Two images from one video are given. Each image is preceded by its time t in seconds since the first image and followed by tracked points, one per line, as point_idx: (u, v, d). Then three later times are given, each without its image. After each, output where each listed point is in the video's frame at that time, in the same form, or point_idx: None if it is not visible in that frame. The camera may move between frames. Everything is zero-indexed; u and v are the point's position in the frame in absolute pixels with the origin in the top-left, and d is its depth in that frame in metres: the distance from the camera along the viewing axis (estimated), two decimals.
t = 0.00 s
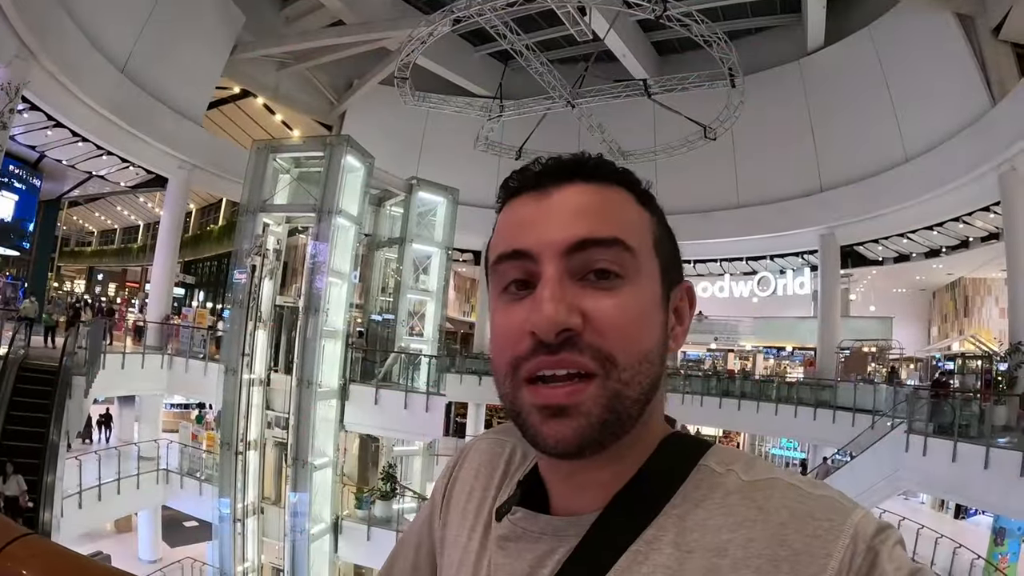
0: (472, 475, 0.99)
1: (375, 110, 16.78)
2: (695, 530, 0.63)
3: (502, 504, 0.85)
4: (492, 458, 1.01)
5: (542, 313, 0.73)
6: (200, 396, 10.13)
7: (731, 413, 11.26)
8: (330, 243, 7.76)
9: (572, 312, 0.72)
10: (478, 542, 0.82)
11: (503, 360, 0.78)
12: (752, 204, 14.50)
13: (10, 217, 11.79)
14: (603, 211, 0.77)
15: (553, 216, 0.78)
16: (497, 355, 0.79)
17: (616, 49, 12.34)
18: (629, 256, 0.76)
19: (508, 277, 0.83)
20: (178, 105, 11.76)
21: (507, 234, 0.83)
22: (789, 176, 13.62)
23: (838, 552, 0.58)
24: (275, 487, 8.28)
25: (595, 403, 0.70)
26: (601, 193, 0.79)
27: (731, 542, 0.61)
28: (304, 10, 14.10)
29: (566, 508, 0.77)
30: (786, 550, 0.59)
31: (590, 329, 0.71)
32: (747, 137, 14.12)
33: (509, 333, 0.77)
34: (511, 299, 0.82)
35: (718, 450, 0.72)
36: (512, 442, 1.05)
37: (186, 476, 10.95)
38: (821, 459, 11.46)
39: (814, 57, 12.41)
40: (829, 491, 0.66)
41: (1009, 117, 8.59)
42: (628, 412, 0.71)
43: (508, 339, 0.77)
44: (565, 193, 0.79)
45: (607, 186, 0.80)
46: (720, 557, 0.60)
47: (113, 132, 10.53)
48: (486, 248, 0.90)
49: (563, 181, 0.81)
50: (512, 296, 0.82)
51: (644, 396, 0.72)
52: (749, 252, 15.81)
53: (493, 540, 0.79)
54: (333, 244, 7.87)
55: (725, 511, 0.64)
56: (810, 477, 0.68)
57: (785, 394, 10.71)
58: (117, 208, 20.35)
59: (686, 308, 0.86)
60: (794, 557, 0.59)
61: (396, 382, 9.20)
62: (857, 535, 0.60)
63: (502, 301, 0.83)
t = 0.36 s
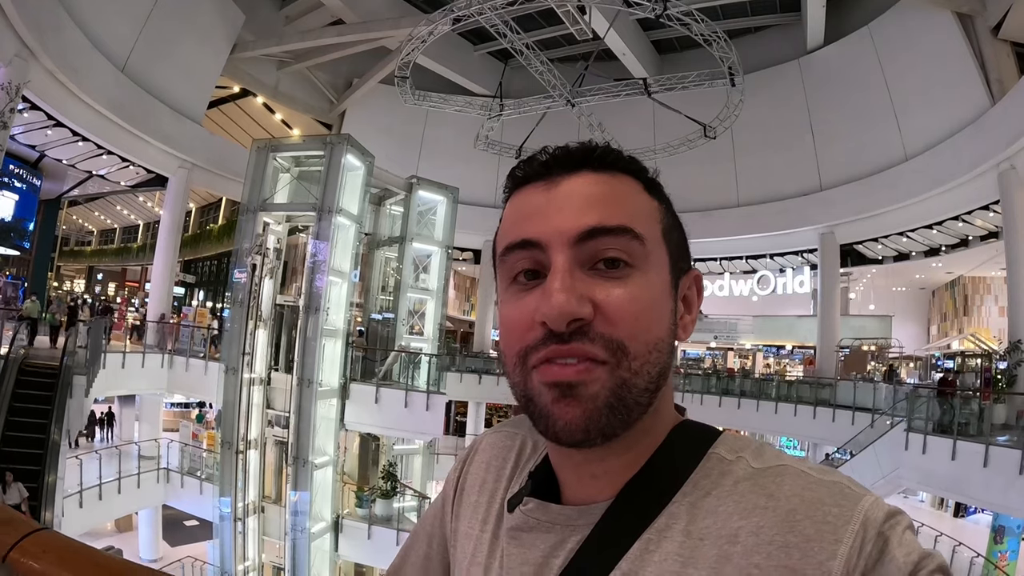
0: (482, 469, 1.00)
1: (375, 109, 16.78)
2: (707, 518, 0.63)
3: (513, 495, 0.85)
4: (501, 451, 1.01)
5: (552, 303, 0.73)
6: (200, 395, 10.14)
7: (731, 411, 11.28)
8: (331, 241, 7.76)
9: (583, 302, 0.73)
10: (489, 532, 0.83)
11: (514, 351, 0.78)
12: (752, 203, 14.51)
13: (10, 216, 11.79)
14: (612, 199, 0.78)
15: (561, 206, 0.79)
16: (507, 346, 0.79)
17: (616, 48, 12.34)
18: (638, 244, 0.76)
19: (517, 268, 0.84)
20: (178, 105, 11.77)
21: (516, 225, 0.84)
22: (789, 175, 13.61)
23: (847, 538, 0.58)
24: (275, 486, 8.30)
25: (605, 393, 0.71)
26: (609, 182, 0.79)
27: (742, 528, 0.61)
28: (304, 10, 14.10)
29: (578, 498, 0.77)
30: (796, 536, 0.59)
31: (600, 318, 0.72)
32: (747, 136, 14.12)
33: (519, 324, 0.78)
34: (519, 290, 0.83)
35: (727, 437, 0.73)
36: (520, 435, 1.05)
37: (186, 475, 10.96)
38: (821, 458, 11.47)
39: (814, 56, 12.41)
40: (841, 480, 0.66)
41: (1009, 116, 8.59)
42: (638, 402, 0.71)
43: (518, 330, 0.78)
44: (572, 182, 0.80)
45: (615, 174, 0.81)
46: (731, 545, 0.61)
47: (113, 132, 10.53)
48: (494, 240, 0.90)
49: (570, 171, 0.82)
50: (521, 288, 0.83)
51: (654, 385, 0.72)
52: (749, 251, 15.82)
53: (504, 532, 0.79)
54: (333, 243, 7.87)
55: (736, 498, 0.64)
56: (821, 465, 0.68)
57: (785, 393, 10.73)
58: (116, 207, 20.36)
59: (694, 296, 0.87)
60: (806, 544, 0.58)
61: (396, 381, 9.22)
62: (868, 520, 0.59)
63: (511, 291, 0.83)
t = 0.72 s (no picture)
0: (481, 466, 1.00)
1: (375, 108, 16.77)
2: (706, 514, 0.63)
3: (512, 492, 0.86)
4: (499, 449, 1.01)
5: (549, 300, 0.73)
6: (201, 394, 10.15)
7: (731, 410, 11.29)
8: (331, 240, 7.77)
9: (581, 300, 0.73)
10: (489, 529, 0.83)
11: (511, 350, 0.78)
12: (752, 201, 14.50)
13: (10, 216, 11.79)
14: (610, 194, 0.78)
15: (559, 202, 0.79)
16: (505, 345, 0.79)
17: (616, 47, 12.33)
18: (636, 240, 0.76)
19: (515, 264, 0.84)
20: (178, 105, 11.78)
21: (513, 219, 0.84)
22: (789, 173, 13.61)
23: (846, 533, 0.58)
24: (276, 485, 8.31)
25: (604, 393, 0.71)
26: (608, 176, 0.79)
27: (741, 523, 0.62)
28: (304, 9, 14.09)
29: (577, 493, 0.77)
30: (796, 531, 0.59)
31: (599, 317, 0.72)
32: (747, 135, 14.11)
33: (516, 321, 0.78)
34: (518, 286, 0.83)
35: (726, 431, 0.73)
36: (520, 430, 1.05)
37: (186, 474, 10.97)
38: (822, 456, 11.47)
39: (814, 54, 12.40)
40: (839, 474, 0.66)
41: (1009, 114, 8.59)
42: (637, 401, 0.71)
43: (517, 328, 0.78)
44: (570, 177, 0.79)
45: (614, 168, 0.80)
46: (731, 539, 0.61)
47: (113, 132, 10.54)
48: (492, 234, 0.90)
49: (569, 164, 0.81)
50: (519, 285, 0.83)
51: (652, 384, 0.73)
52: (749, 250, 15.81)
53: (504, 528, 0.79)
54: (334, 242, 7.88)
55: (735, 492, 0.64)
56: (820, 460, 0.68)
57: (785, 391, 10.74)
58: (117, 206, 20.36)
59: (694, 291, 0.87)
60: (804, 539, 0.59)
61: (397, 380, 9.23)
62: (868, 515, 0.59)
63: (509, 288, 0.84)
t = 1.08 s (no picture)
0: (480, 465, 1.00)
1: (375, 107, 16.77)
2: (704, 515, 0.64)
3: (511, 491, 0.86)
4: (498, 449, 1.01)
5: (554, 298, 0.73)
6: (201, 394, 10.16)
7: (731, 408, 11.31)
8: (331, 239, 7.76)
9: (585, 299, 0.73)
10: (488, 527, 0.83)
11: (514, 347, 0.78)
12: (752, 199, 14.49)
13: (10, 216, 11.79)
14: (618, 192, 0.78)
15: (565, 199, 0.79)
16: (508, 342, 0.79)
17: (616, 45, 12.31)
18: (641, 240, 0.77)
19: (519, 261, 0.84)
20: (178, 104, 11.78)
21: (519, 215, 0.84)
22: (789, 172, 13.61)
23: (844, 534, 0.58)
24: (277, 484, 8.33)
25: (607, 395, 0.71)
26: (616, 174, 0.79)
27: (739, 524, 0.62)
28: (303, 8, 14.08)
29: (576, 493, 0.77)
30: (793, 532, 0.59)
31: (603, 316, 0.72)
32: (747, 133, 14.12)
33: (520, 318, 0.78)
34: (521, 283, 0.83)
35: (725, 432, 0.73)
36: (519, 429, 1.05)
37: (188, 474, 10.97)
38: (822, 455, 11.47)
39: (814, 52, 12.38)
40: (836, 474, 0.67)
41: (1009, 112, 8.57)
42: (639, 403, 0.72)
43: (519, 326, 0.78)
44: (578, 174, 0.79)
45: (623, 167, 0.80)
46: (729, 540, 0.61)
47: (113, 132, 10.54)
48: (496, 229, 0.90)
49: (577, 161, 0.81)
50: (522, 281, 0.83)
51: (655, 385, 0.73)
52: (749, 248, 15.81)
53: (503, 528, 0.79)
54: (334, 241, 7.87)
55: (733, 493, 0.64)
56: (817, 460, 0.68)
57: (785, 389, 10.75)
58: (116, 205, 20.36)
59: (699, 292, 0.88)
60: (801, 540, 0.59)
61: (397, 379, 9.23)
62: (864, 515, 0.60)
63: (513, 284, 0.84)
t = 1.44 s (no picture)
0: (477, 465, 1.00)
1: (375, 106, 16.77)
2: (700, 514, 0.64)
3: (508, 491, 0.86)
4: (494, 449, 1.01)
5: (552, 303, 0.73)
6: (201, 393, 10.17)
7: (732, 407, 11.32)
8: (331, 239, 7.76)
9: (584, 303, 0.73)
10: (486, 527, 0.83)
11: (511, 351, 0.78)
12: (752, 197, 14.47)
13: (10, 217, 11.79)
14: (615, 195, 0.78)
15: (562, 202, 0.78)
16: (505, 345, 0.80)
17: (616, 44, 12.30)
18: (640, 243, 0.76)
19: (515, 263, 0.83)
20: (178, 104, 11.78)
21: (514, 218, 0.84)
22: (789, 170, 13.61)
23: (838, 533, 0.58)
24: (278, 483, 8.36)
25: (605, 396, 0.71)
26: (612, 176, 0.79)
27: (733, 523, 0.62)
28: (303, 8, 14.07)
29: (573, 494, 0.77)
30: (788, 531, 0.59)
31: (601, 320, 0.72)
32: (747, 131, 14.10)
33: (518, 321, 0.78)
34: (517, 286, 0.82)
35: (721, 431, 0.73)
36: (515, 430, 1.06)
37: (189, 473, 10.97)
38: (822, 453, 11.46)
39: (815, 50, 12.36)
40: (830, 473, 0.67)
41: (1009, 110, 8.56)
42: (637, 404, 0.72)
43: (516, 330, 0.78)
44: (575, 176, 0.79)
45: (619, 169, 0.80)
46: (724, 538, 0.61)
47: (113, 132, 10.55)
48: (492, 232, 0.90)
49: (574, 164, 0.81)
50: (519, 284, 0.83)
51: (653, 386, 0.73)
52: (750, 247, 15.80)
53: (500, 529, 0.79)
54: (334, 240, 7.87)
55: (728, 492, 0.64)
56: (812, 460, 0.69)
57: (785, 388, 10.75)
58: (116, 205, 20.36)
59: (695, 292, 0.88)
60: (796, 539, 0.59)
61: (398, 378, 9.23)
62: (859, 514, 0.60)
63: (508, 287, 0.83)
